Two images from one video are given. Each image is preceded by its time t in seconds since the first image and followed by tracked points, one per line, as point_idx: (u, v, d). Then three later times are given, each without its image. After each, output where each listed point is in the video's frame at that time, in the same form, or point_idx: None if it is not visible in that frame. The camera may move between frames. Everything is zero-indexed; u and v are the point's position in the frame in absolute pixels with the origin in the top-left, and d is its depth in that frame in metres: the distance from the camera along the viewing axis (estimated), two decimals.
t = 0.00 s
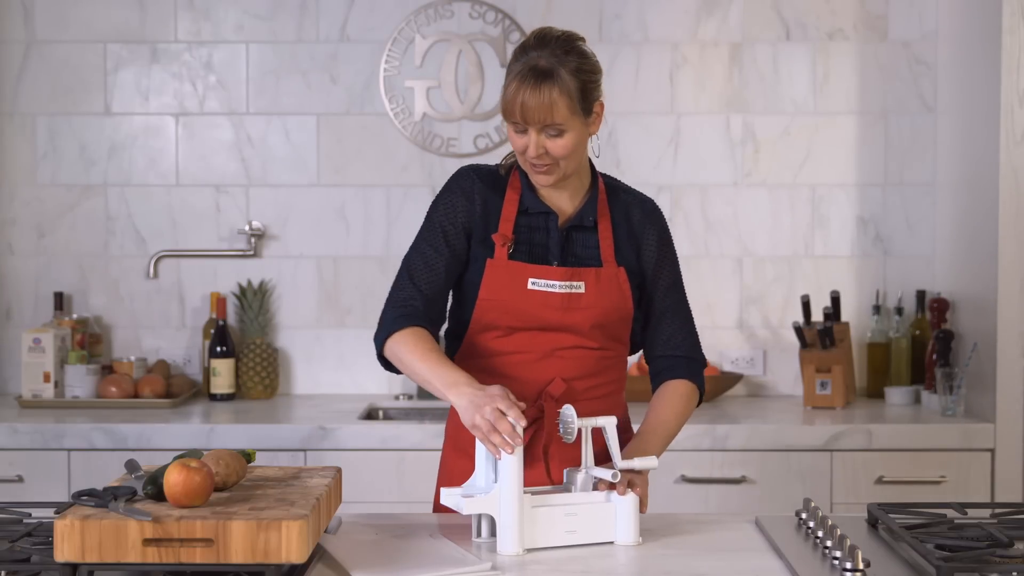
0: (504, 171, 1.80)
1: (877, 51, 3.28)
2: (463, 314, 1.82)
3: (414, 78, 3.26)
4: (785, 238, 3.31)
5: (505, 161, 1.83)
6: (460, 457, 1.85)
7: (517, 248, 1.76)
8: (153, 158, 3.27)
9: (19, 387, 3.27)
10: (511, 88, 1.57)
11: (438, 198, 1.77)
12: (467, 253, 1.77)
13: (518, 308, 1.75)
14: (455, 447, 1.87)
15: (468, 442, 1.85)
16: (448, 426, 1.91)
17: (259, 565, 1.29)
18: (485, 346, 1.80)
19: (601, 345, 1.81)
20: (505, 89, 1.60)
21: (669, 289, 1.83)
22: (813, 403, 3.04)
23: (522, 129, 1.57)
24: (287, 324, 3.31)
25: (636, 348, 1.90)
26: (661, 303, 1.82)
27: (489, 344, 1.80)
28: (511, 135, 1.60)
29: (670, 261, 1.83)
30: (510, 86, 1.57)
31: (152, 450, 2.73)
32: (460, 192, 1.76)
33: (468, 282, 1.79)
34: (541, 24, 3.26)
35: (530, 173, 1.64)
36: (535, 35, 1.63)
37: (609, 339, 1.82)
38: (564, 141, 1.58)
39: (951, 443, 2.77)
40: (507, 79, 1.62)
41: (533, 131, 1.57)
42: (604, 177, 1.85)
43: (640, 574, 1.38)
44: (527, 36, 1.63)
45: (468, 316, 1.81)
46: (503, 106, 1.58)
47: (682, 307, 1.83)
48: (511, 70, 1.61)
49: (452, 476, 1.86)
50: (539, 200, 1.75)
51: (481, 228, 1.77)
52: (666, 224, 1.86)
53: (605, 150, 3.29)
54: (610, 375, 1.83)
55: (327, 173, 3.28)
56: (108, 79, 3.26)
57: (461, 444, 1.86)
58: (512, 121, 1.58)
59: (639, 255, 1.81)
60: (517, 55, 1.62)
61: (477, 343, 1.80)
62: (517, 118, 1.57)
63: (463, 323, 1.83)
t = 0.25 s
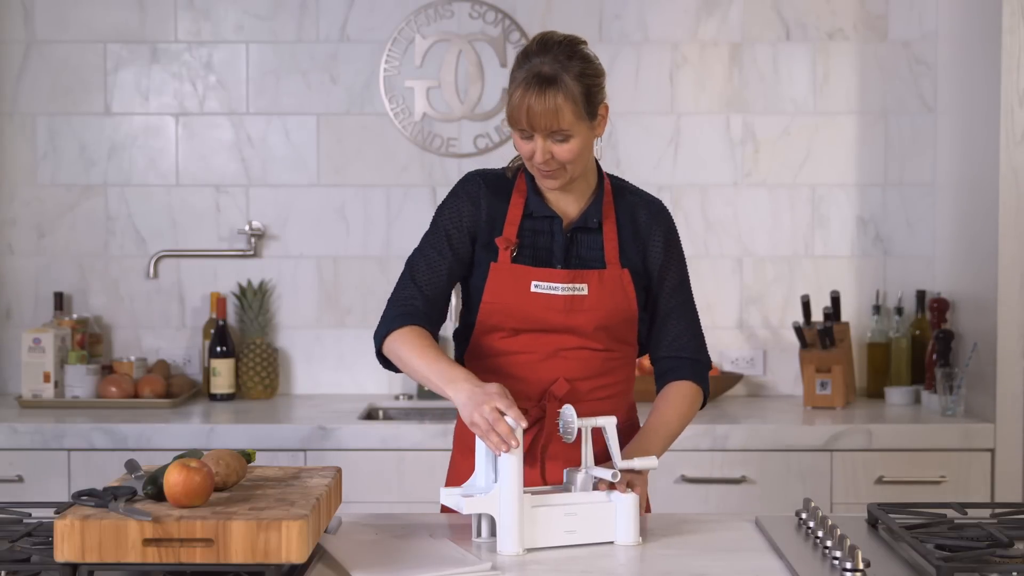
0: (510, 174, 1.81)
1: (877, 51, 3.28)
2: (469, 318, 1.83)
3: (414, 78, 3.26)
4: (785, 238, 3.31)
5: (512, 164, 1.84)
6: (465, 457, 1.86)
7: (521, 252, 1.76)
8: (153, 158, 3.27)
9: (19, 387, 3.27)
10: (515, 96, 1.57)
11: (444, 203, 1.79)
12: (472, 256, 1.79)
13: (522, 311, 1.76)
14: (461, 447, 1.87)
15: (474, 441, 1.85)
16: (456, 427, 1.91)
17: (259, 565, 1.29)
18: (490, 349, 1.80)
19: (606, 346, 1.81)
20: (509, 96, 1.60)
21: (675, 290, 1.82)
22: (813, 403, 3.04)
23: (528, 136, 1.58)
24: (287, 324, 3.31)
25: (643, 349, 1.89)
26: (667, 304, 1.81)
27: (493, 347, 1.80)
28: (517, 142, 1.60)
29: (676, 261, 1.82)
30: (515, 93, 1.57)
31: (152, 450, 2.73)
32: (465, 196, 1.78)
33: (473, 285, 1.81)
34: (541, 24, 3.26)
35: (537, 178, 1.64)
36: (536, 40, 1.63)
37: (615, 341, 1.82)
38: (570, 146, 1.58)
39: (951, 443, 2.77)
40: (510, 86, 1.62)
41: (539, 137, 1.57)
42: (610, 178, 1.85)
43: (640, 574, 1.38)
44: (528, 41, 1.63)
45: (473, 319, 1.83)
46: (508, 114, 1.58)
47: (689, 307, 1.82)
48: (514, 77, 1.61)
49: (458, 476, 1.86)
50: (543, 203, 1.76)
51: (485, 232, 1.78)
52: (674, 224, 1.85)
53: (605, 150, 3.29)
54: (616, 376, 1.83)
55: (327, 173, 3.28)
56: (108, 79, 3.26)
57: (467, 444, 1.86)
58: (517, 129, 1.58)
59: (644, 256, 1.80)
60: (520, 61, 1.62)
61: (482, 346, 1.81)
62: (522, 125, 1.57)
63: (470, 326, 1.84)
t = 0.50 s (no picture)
0: (521, 177, 1.81)
1: (877, 51, 3.28)
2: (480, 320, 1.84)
3: (414, 78, 3.26)
4: (785, 238, 3.31)
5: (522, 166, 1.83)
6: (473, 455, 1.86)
7: (529, 255, 1.76)
8: (153, 158, 3.27)
9: (19, 387, 3.27)
10: (522, 98, 1.57)
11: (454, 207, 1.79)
12: (482, 259, 1.79)
13: (531, 313, 1.76)
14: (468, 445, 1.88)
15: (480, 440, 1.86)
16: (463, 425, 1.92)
17: (259, 565, 1.29)
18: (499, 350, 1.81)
19: (615, 347, 1.81)
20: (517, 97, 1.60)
21: (683, 293, 1.81)
22: (813, 403, 3.04)
23: (534, 138, 1.58)
24: (287, 324, 3.31)
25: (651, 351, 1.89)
26: (673, 307, 1.80)
27: (502, 348, 1.81)
28: (524, 144, 1.60)
29: (685, 264, 1.81)
30: (522, 95, 1.58)
31: (152, 450, 2.73)
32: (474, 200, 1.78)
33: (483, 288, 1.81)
34: (541, 24, 3.26)
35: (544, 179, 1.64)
36: (547, 41, 1.63)
37: (624, 342, 1.82)
38: (576, 149, 1.58)
39: (951, 443, 2.77)
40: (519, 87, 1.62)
41: (545, 140, 1.57)
42: (620, 179, 1.84)
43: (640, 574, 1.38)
44: (539, 43, 1.63)
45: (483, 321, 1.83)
46: (516, 116, 1.59)
47: (696, 310, 1.81)
48: (523, 79, 1.61)
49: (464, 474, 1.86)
50: (552, 207, 1.75)
51: (495, 235, 1.78)
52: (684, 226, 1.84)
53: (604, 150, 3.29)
54: (625, 377, 1.83)
55: (327, 173, 3.28)
56: (108, 79, 3.26)
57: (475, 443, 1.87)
58: (524, 131, 1.58)
59: (653, 259, 1.79)
60: (530, 63, 1.62)
61: (491, 347, 1.82)
62: (529, 127, 1.57)
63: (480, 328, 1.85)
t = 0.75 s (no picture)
0: (531, 179, 1.82)
1: (877, 51, 3.28)
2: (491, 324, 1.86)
3: (415, 78, 3.26)
4: (785, 238, 3.31)
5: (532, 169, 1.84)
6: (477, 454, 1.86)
7: (536, 257, 1.77)
8: (153, 158, 3.27)
9: (19, 387, 3.27)
10: (525, 93, 1.59)
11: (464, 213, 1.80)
12: (490, 264, 1.80)
13: (536, 316, 1.76)
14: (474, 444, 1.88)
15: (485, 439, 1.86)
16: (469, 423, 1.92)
17: (259, 565, 1.29)
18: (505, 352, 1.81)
19: (621, 351, 1.81)
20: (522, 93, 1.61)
21: (691, 297, 1.80)
22: (813, 403, 3.04)
23: (534, 134, 1.58)
24: (287, 324, 3.31)
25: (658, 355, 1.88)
26: (680, 311, 1.80)
27: (508, 350, 1.81)
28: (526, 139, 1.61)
29: (693, 268, 1.81)
30: (525, 90, 1.59)
31: (151, 450, 2.73)
32: (484, 205, 1.79)
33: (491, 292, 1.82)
34: (541, 25, 3.26)
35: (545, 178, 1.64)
36: (559, 43, 1.65)
37: (630, 346, 1.82)
38: (575, 148, 1.58)
39: (951, 443, 2.77)
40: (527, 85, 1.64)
41: (544, 136, 1.58)
42: (630, 182, 1.84)
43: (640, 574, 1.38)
44: (551, 44, 1.65)
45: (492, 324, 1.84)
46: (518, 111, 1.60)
47: (704, 315, 1.80)
48: (530, 76, 1.62)
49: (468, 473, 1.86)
50: (559, 210, 1.76)
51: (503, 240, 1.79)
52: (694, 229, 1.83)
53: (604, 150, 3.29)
54: (630, 379, 1.82)
55: (327, 173, 3.28)
56: (108, 79, 3.26)
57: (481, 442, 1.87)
58: (525, 126, 1.59)
59: (660, 263, 1.80)
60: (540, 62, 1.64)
61: (497, 347, 1.83)
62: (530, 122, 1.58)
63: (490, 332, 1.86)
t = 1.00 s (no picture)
0: (533, 180, 1.82)
1: (877, 51, 3.28)
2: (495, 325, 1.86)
3: (415, 78, 3.26)
4: (785, 238, 3.31)
5: (535, 169, 1.84)
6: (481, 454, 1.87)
7: (539, 258, 1.77)
8: (153, 158, 3.27)
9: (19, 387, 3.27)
10: (527, 94, 1.59)
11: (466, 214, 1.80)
12: (493, 265, 1.80)
13: (539, 317, 1.76)
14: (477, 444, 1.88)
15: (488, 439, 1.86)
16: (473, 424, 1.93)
17: (259, 565, 1.29)
18: (509, 353, 1.82)
19: (623, 351, 1.81)
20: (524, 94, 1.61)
21: (693, 297, 1.80)
22: (813, 403, 3.04)
23: (536, 134, 1.58)
24: (287, 324, 3.31)
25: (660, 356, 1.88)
26: (682, 311, 1.80)
27: (512, 352, 1.81)
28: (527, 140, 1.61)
29: (696, 268, 1.81)
30: (527, 91, 1.59)
31: (151, 450, 2.73)
32: (486, 207, 1.79)
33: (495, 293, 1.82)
34: (541, 25, 3.26)
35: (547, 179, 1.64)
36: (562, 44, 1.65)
37: (633, 346, 1.82)
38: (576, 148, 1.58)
39: (951, 443, 2.77)
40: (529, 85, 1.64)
41: (546, 136, 1.58)
42: (633, 182, 1.84)
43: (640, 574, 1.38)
44: (554, 44, 1.65)
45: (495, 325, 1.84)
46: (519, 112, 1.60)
47: (707, 315, 1.80)
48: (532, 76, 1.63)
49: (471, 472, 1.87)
50: (562, 210, 1.76)
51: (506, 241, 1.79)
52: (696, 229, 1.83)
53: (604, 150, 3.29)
54: (633, 379, 1.83)
55: (327, 173, 3.28)
56: (108, 79, 3.26)
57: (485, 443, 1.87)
58: (526, 127, 1.59)
59: (663, 263, 1.79)
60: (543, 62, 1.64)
61: (500, 348, 1.83)
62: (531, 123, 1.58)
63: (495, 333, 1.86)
